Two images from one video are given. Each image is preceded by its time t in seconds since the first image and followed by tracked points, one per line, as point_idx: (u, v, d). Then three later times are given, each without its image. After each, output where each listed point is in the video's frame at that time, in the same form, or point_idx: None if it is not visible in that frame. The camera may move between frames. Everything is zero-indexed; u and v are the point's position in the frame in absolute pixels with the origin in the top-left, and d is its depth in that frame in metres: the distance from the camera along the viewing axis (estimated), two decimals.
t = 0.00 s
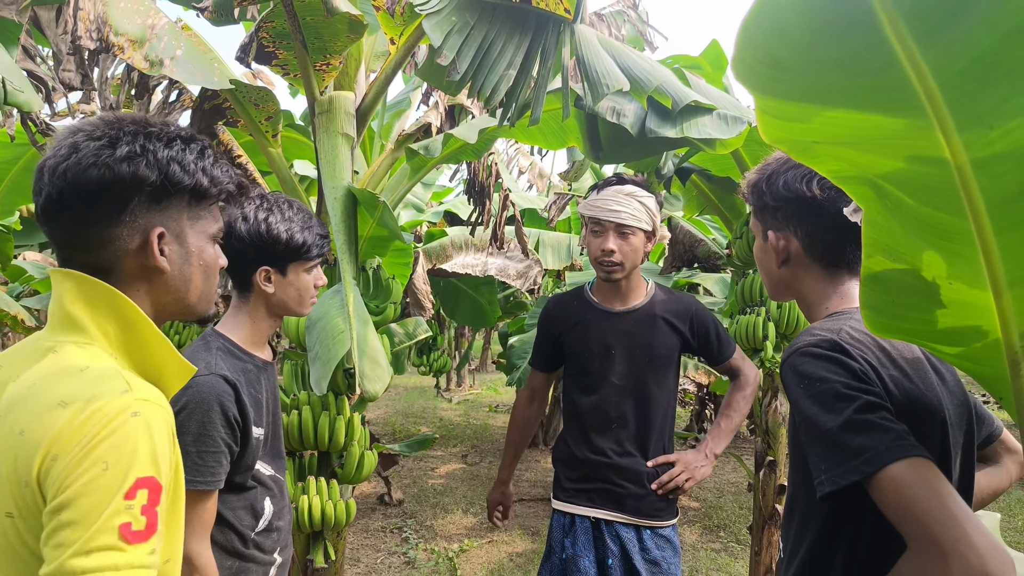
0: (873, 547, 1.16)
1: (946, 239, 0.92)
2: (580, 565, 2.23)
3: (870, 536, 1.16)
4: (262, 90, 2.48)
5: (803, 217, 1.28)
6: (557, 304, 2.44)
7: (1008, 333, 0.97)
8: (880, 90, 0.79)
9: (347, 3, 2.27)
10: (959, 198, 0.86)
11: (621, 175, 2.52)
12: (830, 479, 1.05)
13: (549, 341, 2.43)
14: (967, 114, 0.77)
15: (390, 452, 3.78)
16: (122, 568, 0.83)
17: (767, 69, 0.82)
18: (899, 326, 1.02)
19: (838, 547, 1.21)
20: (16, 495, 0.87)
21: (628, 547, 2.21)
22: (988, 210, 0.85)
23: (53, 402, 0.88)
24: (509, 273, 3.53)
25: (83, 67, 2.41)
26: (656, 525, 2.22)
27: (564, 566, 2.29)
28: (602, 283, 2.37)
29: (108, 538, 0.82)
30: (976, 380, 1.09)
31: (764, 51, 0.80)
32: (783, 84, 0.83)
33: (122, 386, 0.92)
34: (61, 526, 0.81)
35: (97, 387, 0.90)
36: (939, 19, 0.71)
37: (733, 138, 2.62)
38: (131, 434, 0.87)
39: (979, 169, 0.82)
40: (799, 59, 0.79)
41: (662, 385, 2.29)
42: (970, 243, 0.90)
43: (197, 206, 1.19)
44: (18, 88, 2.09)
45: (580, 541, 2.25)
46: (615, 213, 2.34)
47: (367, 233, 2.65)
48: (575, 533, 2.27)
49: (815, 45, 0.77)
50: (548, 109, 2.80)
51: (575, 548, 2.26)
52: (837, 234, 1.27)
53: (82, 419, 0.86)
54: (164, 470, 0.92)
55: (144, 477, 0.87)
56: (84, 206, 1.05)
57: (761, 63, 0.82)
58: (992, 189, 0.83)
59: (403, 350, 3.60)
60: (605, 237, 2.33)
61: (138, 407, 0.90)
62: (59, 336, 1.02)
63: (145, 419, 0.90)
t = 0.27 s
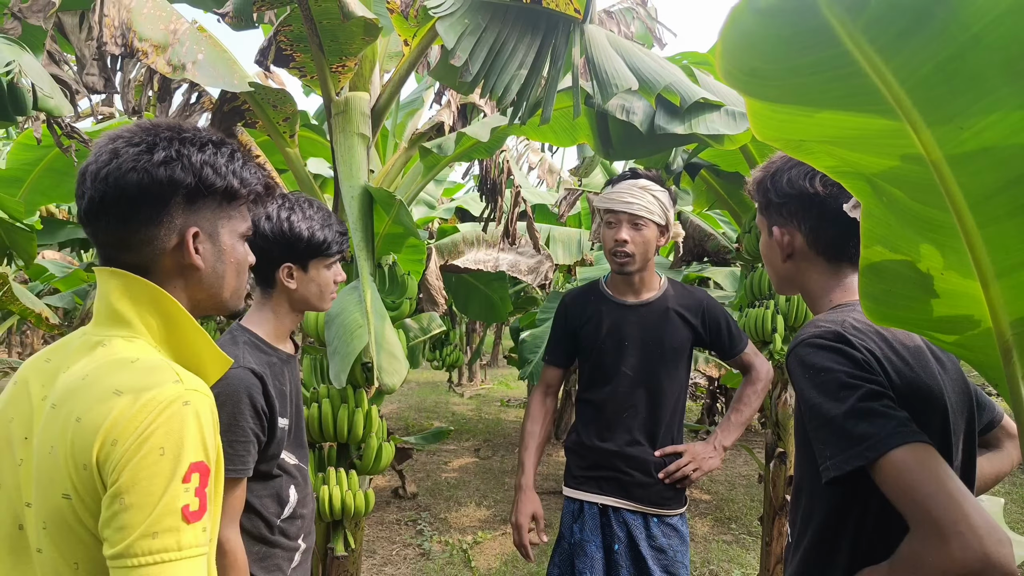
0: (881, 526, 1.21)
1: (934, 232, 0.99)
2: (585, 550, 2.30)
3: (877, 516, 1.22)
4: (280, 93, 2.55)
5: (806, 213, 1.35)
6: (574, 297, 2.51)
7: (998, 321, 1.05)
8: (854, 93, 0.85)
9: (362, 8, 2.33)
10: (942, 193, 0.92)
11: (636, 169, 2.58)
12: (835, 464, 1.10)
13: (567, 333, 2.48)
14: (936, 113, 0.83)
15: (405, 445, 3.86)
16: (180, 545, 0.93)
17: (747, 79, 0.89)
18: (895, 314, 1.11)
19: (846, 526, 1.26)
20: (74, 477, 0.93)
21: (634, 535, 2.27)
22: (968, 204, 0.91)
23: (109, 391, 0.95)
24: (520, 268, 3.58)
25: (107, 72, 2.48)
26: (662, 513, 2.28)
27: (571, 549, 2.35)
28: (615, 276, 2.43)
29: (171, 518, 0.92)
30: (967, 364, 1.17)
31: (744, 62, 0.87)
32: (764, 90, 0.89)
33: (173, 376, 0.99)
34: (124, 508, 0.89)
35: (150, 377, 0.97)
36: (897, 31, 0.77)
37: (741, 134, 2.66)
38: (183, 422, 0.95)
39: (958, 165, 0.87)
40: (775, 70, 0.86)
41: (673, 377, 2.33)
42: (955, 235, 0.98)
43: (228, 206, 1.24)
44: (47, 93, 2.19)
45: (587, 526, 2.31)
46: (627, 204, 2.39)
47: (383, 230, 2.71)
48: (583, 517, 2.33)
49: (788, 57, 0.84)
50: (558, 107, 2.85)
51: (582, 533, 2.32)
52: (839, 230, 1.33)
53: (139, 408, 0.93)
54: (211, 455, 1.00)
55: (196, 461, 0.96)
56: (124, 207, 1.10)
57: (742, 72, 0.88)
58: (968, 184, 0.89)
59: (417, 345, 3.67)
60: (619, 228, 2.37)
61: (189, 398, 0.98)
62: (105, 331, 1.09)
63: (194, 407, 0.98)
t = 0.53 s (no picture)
0: (870, 521, 1.26)
1: (918, 238, 1.03)
2: (590, 551, 2.31)
3: (866, 511, 1.26)
4: (281, 98, 2.57)
5: (795, 217, 1.38)
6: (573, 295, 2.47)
7: (980, 323, 1.09)
8: (841, 112, 0.87)
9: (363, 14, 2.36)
10: (925, 203, 0.96)
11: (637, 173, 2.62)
12: (825, 462, 1.13)
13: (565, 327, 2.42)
14: (920, 129, 0.86)
15: (405, 446, 3.88)
16: (189, 540, 0.96)
17: (738, 99, 0.90)
18: (884, 317, 1.15)
19: (836, 523, 1.30)
20: (86, 474, 0.96)
21: (639, 533, 2.31)
22: (951, 212, 0.95)
23: (120, 391, 0.97)
24: (519, 270, 3.58)
25: (109, 77, 2.50)
26: (663, 510, 2.33)
27: (574, 551, 2.36)
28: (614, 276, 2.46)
29: (181, 514, 0.95)
30: (951, 365, 1.21)
31: (736, 85, 0.88)
32: (755, 109, 0.91)
33: (183, 376, 1.02)
34: (133, 504, 0.92)
35: (161, 377, 1.00)
36: (878, 55, 0.79)
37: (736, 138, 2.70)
38: (194, 421, 0.98)
39: (939, 176, 0.91)
40: (764, 91, 0.87)
41: (669, 378, 2.38)
42: (938, 241, 1.01)
43: (229, 210, 1.24)
44: (51, 102, 2.23)
45: (592, 528, 2.32)
46: (629, 206, 2.42)
47: (384, 234, 2.72)
48: (588, 520, 2.34)
49: (776, 80, 0.85)
50: (556, 112, 2.88)
51: (586, 535, 2.33)
52: (825, 235, 1.36)
53: (150, 408, 0.96)
54: (220, 453, 1.03)
55: (205, 459, 0.99)
56: (127, 214, 1.11)
57: (735, 94, 0.90)
58: (951, 194, 0.92)
59: (417, 347, 3.70)
60: (620, 230, 2.40)
61: (199, 396, 1.01)
62: (115, 333, 1.11)
63: (204, 407, 1.01)
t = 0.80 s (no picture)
0: (860, 517, 1.28)
1: (911, 240, 1.05)
2: (596, 551, 2.30)
3: (857, 509, 1.29)
4: (283, 98, 2.59)
5: (789, 219, 1.40)
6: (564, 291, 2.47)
7: (973, 324, 1.11)
8: (840, 114, 0.89)
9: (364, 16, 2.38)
10: (920, 206, 0.97)
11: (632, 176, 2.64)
12: (817, 460, 1.16)
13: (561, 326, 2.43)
14: (915, 132, 0.88)
15: (404, 445, 3.90)
16: (190, 530, 0.97)
17: (739, 102, 0.92)
18: (879, 318, 1.17)
19: (828, 519, 1.33)
20: (89, 466, 0.98)
21: (639, 531, 2.33)
22: (944, 214, 0.97)
23: (123, 385, 0.99)
24: (518, 270, 3.54)
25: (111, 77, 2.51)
26: (661, 507, 2.37)
27: (578, 553, 2.36)
28: (609, 276, 2.48)
29: (182, 504, 0.96)
30: (946, 366, 1.24)
31: (736, 88, 0.90)
32: (756, 111, 0.93)
33: (184, 370, 1.03)
34: (136, 495, 0.94)
35: (163, 371, 1.02)
36: (879, 59, 0.81)
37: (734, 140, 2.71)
38: (195, 414, 1.00)
39: (934, 179, 0.92)
40: (766, 94, 0.89)
41: (664, 377, 2.42)
42: (932, 242, 1.03)
43: (225, 209, 1.25)
44: (64, 101, 2.27)
45: (594, 528, 2.33)
46: (623, 208, 2.43)
47: (384, 234, 2.75)
48: (589, 520, 2.34)
49: (777, 83, 0.87)
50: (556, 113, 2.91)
51: (589, 536, 2.33)
52: (820, 236, 1.38)
53: (152, 401, 0.97)
54: (220, 445, 1.05)
55: (207, 451, 1.01)
56: (128, 213, 1.12)
57: (734, 96, 0.92)
58: (944, 196, 0.94)
59: (417, 346, 3.72)
60: (615, 232, 2.42)
61: (199, 390, 1.03)
62: (117, 330, 1.13)
63: (205, 400, 1.03)
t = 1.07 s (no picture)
0: (860, 512, 1.30)
1: (911, 239, 1.06)
2: (596, 551, 2.32)
3: (855, 507, 1.30)
4: (288, 100, 2.61)
5: (789, 220, 1.41)
6: (555, 298, 2.45)
7: (974, 322, 1.11)
8: (832, 117, 0.90)
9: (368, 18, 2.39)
10: (920, 208, 0.98)
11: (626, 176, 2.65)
12: (816, 456, 1.18)
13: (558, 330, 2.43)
14: (909, 136, 0.89)
15: (407, 445, 3.91)
16: (202, 523, 1.00)
17: (732, 104, 0.94)
18: (879, 317, 1.18)
19: (827, 518, 1.35)
20: (98, 464, 0.99)
21: (639, 530, 2.34)
22: (944, 214, 0.97)
23: (130, 382, 1.00)
24: (521, 271, 3.60)
25: (117, 78, 2.53)
26: (660, 507, 2.37)
27: (578, 553, 2.37)
28: (606, 277, 2.48)
29: (195, 499, 0.98)
30: (950, 366, 1.25)
31: (729, 92, 0.91)
32: (750, 114, 0.94)
33: (190, 366, 1.04)
34: (148, 492, 0.95)
35: (169, 367, 1.02)
36: (867, 63, 0.81)
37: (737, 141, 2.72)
38: (203, 410, 1.01)
39: (932, 180, 0.93)
40: (757, 98, 0.90)
41: (663, 378, 2.44)
42: (931, 242, 1.04)
43: (230, 209, 1.26)
44: (70, 103, 2.29)
45: (593, 528, 2.34)
46: (619, 209, 2.44)
47: (388, 234, 2.79)
48: (588, 520, 2.36)
49: (767, 88, 0.88)
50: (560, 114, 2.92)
51: (588, 535, 2.35)
52: (820, 237, 1.39)
53: (159, 399, 0.99)
54: (229, 439, 1.07)
55: (216, 446, 1.02)
56: (133, 213, 1.13)
57: (727, 100, 0.93)
58: (942, 198, 0.95)
59: (420, 346, 3.73)
60: (611, 232, 2.43)
61: (207, 385, 1.04)
62: (123, 328, 1.14)
63: (212, 396, 1.04)
